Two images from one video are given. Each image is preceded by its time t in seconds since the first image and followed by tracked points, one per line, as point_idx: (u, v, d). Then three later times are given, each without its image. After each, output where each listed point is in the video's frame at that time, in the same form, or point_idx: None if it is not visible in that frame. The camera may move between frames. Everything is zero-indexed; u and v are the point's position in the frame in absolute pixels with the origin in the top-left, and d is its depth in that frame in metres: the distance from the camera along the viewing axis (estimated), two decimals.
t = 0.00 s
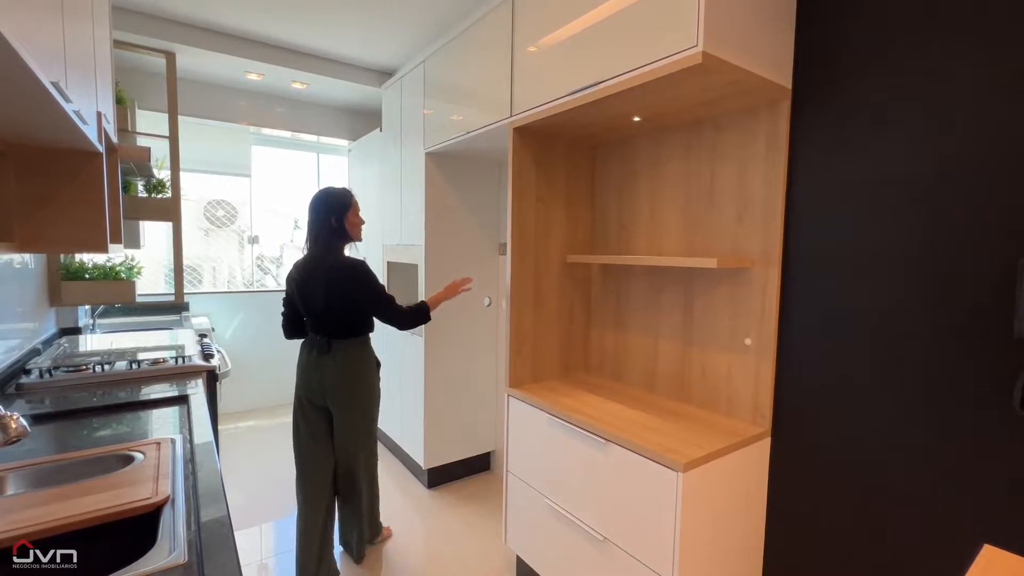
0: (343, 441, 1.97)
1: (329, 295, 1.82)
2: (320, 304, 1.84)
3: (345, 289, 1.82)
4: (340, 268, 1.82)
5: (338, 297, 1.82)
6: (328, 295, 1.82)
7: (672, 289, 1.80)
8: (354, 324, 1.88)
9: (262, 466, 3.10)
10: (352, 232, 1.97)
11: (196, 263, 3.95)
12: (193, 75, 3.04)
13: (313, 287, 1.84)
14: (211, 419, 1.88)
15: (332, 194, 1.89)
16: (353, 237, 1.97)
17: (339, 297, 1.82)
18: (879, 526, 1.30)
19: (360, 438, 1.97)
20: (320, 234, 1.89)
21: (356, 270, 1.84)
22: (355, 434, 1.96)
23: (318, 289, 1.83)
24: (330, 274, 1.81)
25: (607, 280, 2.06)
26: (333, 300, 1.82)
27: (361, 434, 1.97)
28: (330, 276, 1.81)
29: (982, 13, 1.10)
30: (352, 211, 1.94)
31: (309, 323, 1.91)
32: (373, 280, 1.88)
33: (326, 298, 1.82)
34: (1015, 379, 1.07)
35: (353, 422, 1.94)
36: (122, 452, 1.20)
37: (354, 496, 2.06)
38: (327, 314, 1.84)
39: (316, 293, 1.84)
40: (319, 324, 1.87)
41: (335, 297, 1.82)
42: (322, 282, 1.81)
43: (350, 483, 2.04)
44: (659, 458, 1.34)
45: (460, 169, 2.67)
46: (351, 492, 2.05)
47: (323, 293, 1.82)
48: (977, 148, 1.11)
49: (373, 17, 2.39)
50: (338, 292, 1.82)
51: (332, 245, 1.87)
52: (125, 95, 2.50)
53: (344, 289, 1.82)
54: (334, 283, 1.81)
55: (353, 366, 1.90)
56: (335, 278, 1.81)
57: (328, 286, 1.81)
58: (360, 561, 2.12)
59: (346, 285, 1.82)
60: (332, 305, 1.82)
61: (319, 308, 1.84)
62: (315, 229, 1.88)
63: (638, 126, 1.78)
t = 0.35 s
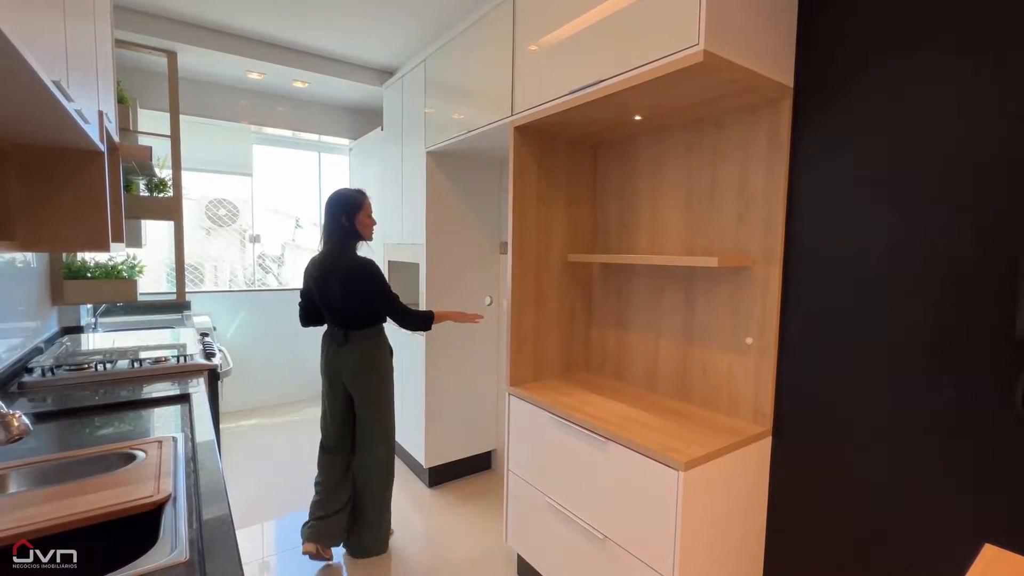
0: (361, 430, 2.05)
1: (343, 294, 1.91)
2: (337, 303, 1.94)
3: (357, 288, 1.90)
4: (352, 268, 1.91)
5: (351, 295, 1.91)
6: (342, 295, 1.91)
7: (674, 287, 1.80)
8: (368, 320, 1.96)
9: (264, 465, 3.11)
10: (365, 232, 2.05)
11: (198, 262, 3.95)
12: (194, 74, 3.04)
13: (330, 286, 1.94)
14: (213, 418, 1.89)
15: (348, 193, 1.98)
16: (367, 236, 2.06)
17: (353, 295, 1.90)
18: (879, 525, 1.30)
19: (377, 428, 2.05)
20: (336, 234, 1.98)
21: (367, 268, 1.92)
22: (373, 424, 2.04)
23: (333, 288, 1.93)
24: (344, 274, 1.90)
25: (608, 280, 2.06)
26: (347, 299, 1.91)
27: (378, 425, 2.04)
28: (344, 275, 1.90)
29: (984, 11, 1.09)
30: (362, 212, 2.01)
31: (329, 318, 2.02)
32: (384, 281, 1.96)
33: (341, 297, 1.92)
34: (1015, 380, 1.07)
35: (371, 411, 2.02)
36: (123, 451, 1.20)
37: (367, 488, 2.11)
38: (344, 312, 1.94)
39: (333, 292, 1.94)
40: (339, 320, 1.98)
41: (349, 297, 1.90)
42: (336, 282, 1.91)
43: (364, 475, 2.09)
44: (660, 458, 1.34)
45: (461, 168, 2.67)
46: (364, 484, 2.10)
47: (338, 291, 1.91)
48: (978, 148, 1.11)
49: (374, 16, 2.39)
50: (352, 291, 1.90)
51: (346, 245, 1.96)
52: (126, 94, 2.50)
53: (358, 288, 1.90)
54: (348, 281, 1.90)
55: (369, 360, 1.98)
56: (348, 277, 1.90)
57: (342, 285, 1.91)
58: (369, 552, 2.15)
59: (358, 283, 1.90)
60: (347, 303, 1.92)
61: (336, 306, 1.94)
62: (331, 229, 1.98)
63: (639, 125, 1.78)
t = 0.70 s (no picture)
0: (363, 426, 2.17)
1: (341, 292, 2.05)
2: (334, 300, 2.08)
3: (355, 288, 2.04)
4: (352, 268, 2.06)
5: (349, 295, 2.05)
6: (340, 293, 2.05)
7: (676, 287, 1.79)
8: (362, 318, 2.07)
9: (266, 463, 3.11)
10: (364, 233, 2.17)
11: (200, 261, 3.96)
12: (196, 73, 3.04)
13: (329, 285, 2.08)
14: (216, 417, 1.89)
15: (354, 196, 2.11)
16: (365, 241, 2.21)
17: (351, 294, 2.05)
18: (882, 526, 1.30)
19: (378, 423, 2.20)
20: (338, 237, 2.13)
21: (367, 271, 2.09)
22: (374, 419, 2.18)
23: (332, 287, 2.07)
24: (343, 274, 2.05)
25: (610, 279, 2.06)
26: (344, 298, 2.05)
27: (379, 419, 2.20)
28: (343, 275, 2.04)
29: (988, 10, 1.09)
30: (361, 213, 2.12)
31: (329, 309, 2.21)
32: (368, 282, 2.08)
33: (338, 295, 2.05)
34: (1018, 380, 1.06)
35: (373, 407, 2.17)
36: (127, 450, 1.20)
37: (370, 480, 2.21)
38: (340, 309, 2.07)
39: (331, 291, 2.08)
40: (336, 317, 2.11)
41: (346, 295, 2.04)
42: (335, 280, 2.05)
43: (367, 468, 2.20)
44: (663, 457, 1.34)
45: (463, 168, 2.67)
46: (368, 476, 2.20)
47: (328, 288, 2.09)
48: (982, 147, 1.10)
49: (376, 15, 2.38)
50: (349, 290, 2.04)
51: (347, 247, 2.11)
52: (128, 93, 2.50)
53: (356, 288, 2.05)
54: (347, 281, 2.04)
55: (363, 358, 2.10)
56: (348, 277, 2.04)
57: (341, 284, 2.05)
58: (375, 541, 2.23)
59: (357, 283, 2.05)
60: (344, 302, 2.06)
61: (333, 303, 2.08)
62: (333, 232, 2.13)
63: (641, 124, 1.78)
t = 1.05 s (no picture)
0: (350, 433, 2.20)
1: (334, 291, 2.09)
2: (321, 296, 2.08)
3: (352, 290, 2.12)
4: (350, 271, 2.13)
5: (342, 294, 2.10)
6: (333, 291, 2.09)
7: (681, 288, 1.78)
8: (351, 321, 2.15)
9: (270, 463, 3.12)
10: (354, 235, 2.19)
11: (204, 261, 3.97)
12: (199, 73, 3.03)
13: (319, 280, 2.09)
14: (220, 418, 1.89)
15: (352, 201, 2.18)
16: (356, 247, 2.27)
17: (345, 295, 2.11)
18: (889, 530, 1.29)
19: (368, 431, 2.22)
20: (333, 239, 2.17)
21: (363, 277, 2.20)
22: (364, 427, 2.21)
23: (323, 283, 2.08)
24: (341, 273, 2.10)
25: (614, 280, 2.05)
26: (336, 296, 2.09)
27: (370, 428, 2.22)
28: (341, 274, 2.10)
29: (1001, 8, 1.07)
30: (348, 214, 2.15)
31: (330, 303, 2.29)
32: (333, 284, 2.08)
33: (330, 291, 2.08)
34: None
35: (363, 416, 2.20)
36: (132, 451, 1.21)
37: (359, 486, 2.21)
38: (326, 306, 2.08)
39: (320, 286, 2.09)
40: (312, 313, 2.09)
41: (339, 295, 2.09)
42: (331, 277, 2.08)
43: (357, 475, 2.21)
44: (668, 460, 1.33)
45: (467, 168, 2.67)
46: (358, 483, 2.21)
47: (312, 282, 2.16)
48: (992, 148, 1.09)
49: (381, 15, 2.39)
50: (345, 290, 2.10)
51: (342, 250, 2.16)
52: (133, 94, 2.50)
53: (353, 290, 2.12)
54: (344, 281, 2.09)
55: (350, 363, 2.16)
56: (345, 278, 2.11)
57: (337, 282, 2.09)
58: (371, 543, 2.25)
59: (354, 286, 2.13)
60: (336, 300, 2.10)
61: (320, 298, 2.08)
62: (329, 233, 2.16)
63: (647, 124, 1.77)
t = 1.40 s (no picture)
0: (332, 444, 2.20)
1: (326, 305, 2.09)
2: (311, 312, 2.07)
3: (341, 302, 2.14)
4: (338, 282, 2.15)
5: (333, 308, 2.11)
6: (325, 306, 2.09)
7: (727, 305, 1.70)
8: (343, 334, 2.17)
9: (296, 471, 3.11)
10: (347, 245, 2.23)
11: (229, 265, 3.99)
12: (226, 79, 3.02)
13: (304, 294, 2.07)
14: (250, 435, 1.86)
15: (349, 212, 2.21)
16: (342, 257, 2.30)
17: (336, 309, 2.12)
18: None
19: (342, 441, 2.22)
20: (321, 249, 2.18)
21: (351, 287, 2.24)
22: (338, 438, 2.21)
23: (310, 297, 2.06)
24: (330, 286, 2.11)
25: (653, 294, 1.97)
26: (328, 311, 2.10)
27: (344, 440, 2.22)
28: (330, 287, 2.11)
29: None
30: (346, 225, 2.18)
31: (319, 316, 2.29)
32: (329, 298, 2.10)
33: (322, 306, 2.08)
34: None
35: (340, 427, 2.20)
36: (168, 480, 1.17)
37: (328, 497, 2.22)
38: (320, 323, 2.07)
39: (306, 301, 2.07)
40: (302, 331, 2.07)
41: (330, 309, 2.10)
42: (322, 291, 2.08)
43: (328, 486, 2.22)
44: (723, 493, 1.26)
45: (497, 176, 2.61)
46: (328, 493, 2.22)
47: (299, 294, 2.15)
48: None
49: (412, 21, 2.34)
50: (337, 304, 2.12)
51: (328, 260, 2.17)
52: (163, 103, 2.49)
53: (342, 303, 2.14)
54: (333, 294, 2.11)
55: (341, 373, 2.18)
56: (335, 290, 2.12)
57: (327, 296, 2.09)
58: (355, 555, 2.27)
59: (343, 297, 2.15)
60: (328, 315, 2.10)
61: (312, 315, 2.07)
62: (319, 243, 2.17)
63: (692, 133, 1.68)
